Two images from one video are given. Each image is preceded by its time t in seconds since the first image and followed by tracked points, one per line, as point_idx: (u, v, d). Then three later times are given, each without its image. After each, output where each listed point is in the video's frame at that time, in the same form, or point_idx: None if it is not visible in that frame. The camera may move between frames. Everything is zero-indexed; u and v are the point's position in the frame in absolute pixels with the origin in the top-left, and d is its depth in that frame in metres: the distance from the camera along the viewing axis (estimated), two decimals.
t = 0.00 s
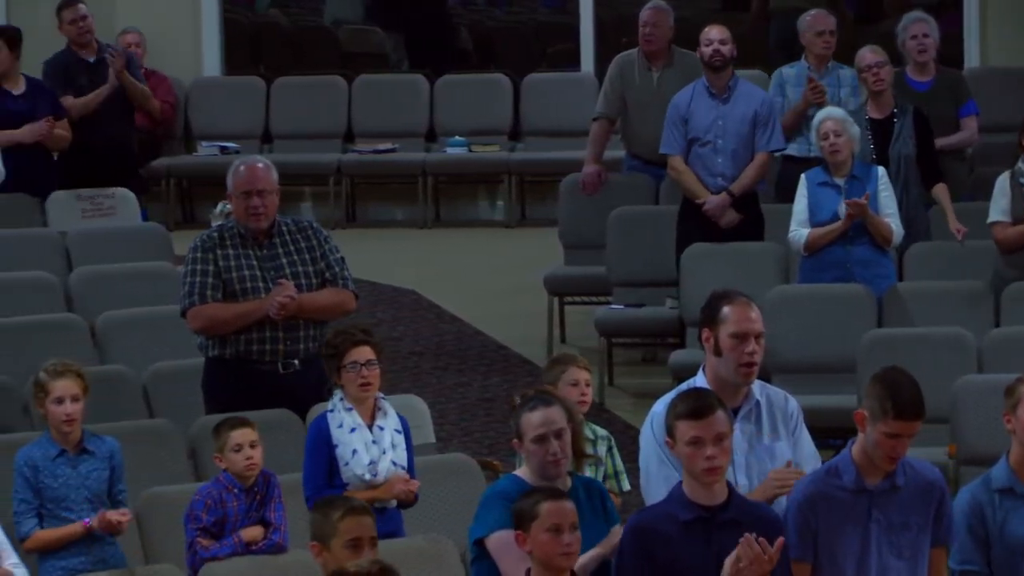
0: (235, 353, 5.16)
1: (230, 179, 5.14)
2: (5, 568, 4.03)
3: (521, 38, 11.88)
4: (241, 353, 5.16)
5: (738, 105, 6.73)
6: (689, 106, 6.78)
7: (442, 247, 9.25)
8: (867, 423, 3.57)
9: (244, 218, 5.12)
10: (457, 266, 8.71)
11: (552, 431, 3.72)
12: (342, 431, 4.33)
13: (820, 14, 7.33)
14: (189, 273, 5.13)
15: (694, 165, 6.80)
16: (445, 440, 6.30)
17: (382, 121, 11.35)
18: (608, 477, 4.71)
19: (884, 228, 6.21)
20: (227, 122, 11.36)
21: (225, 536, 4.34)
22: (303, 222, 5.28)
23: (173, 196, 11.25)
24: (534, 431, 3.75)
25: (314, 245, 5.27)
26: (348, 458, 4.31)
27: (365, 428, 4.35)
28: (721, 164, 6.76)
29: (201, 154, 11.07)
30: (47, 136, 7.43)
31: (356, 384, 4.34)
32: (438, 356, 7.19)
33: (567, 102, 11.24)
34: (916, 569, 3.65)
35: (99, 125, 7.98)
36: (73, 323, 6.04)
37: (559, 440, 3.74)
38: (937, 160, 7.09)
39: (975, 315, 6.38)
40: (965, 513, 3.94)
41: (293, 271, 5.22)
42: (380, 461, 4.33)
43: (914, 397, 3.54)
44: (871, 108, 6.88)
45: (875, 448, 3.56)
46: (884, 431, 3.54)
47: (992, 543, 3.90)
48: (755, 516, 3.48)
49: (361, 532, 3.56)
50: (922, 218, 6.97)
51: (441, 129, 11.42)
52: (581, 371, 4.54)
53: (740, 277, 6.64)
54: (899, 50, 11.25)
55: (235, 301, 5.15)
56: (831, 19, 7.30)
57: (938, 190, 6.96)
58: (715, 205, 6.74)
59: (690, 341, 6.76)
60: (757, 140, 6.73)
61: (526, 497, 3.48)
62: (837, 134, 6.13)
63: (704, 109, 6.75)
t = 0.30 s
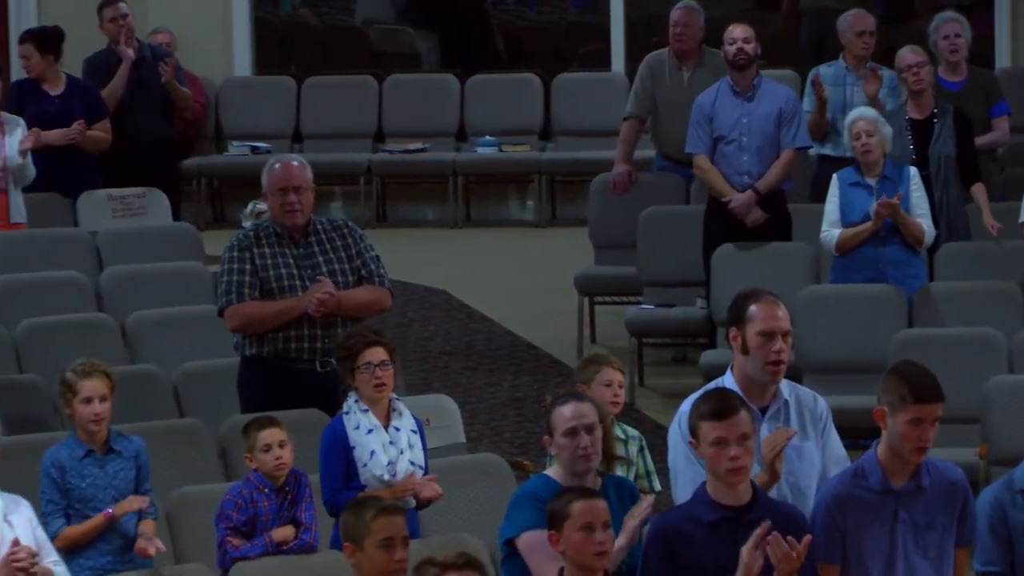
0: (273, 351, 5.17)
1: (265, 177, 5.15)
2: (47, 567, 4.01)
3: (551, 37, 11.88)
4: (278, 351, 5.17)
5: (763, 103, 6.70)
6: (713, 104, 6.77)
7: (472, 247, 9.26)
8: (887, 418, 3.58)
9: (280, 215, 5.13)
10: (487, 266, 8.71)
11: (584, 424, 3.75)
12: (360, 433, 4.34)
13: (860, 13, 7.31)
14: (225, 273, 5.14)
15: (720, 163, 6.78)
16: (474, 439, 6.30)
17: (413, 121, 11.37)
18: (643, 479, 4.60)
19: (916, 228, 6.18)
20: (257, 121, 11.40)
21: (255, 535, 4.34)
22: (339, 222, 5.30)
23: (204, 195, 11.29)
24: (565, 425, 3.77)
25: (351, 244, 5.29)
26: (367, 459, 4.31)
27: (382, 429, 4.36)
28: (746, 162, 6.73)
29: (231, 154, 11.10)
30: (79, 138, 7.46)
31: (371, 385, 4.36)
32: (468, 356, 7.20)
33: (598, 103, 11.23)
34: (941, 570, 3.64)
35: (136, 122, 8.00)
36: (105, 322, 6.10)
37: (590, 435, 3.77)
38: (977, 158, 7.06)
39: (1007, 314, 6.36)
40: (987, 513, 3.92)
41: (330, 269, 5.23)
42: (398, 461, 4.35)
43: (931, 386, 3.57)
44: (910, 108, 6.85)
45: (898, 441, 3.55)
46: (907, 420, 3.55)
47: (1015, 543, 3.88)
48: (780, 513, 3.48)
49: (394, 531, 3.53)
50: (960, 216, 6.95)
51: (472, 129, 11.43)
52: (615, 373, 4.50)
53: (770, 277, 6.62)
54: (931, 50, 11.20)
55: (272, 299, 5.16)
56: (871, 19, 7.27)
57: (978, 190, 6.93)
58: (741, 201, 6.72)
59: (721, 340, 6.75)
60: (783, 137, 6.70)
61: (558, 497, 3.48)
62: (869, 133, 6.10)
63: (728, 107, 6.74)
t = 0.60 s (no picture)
0: (313, 348, 5.16)
1: (302, 175, 5.18)
2: (86, 565, 4.05)
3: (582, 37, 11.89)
4: (318, 347, 5.16)
5: (794, 104, 6.70)
6: (744, 104, 6.75)
7: (502, 247, 9.26)
8: (911, 415, 3.62)
9: (318, 210, 5.14)
10: (518, 266, 8.72)
11: (617, 421, 3.75)
12: (377, 434, 4.41)
13: (892, 14, 7.29)
14: (264, 270, 5.15)
15: (752, 164, 6.76)
16: (503, 438, 6.31)
17: (443, 120, 11.39)
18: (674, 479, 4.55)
19: (947, 229, 6.16)
20: (288, 121, 11.43)
21: (286, 535, 4.34)
22: (376, 220, 5.31)
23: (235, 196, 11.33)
24: (599, 423, 3.76)
25: (389, 242, 5.30)
26: (387, 461, 4.39)
27: (400, 430, 4.44)
28: (776, 163, 6.71)
29: (261, 154, 11.13)
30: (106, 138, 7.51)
31: (388, 387, 4.44)
32: (498, 356, 7.20)
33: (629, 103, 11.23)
34: (970, 570, 3.63)
35: (171, 123, 8.05)
36: (135, 322, 6.14)
37: (625, 432, 3.77)
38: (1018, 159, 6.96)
39: None
40: (1011, 513, 3.96)
41: (369, 266, 5.23)
42: (417, 462, 4.43)
43: (949, 376, 3.63)
44: (951, 108, 6.82)
45: (926, 433, 3.57)
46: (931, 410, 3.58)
47: None
48: (805, 514, 3.46)
49: (427, 529, 3.54)
50: (1001, 215, 6.92)
51: (502, 129, 11.44)
52: (645, 374, 4.48)
53: (800, 277, 6.61)
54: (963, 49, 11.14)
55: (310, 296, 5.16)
56: (904, 19, 7.24)
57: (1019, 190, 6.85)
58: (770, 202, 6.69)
59: (751, 340, 6.73)
60: (813, 138, 6.69)
61: (585, 497, 3.48)
62: (901, 134, 6.08)
63: (758, 107, 6.72)
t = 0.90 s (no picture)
0: (351, 345, 5.17)
1: (340, 173, 5.21)
2: (125, 565, 3.99)
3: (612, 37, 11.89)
4: (357, 344, 5.17)
5: (824, 104, 6.68)
6: (776, 104, 6.74)
7: (532, 247, 9.27)
8: (940, 415, 3.68)
9: (356, 206, 5.15)
10: (547, 266, 8.72)
11: (650, 420, 3.75)
12: (403, 435, 4.47)
13: (921, 13, 7.24)
14: (302, 268, 5.17)
15: (783, 164, 6.75)
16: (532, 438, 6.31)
17: (473, 120, 11.40)
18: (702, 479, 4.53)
19: (979, 230, 6.13)
20: (319, 121, 11.46)
21: (316, 535, 4.33)
22: (414, 218, 5.32)
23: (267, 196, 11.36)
24: (631, 421, 3.77)
25: (427, 239, 5.30)
26: (413, 461, 4.46)
27: (425, 430, 4.51)
28: (806, 163, 6.70)
29: (292, 154, 11.16)
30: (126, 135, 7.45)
31: (412, 387, 4.48)
32: (528, 356, 7.21)
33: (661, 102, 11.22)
34: (1003, 571, 3.68)
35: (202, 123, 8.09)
36: (166, 322, 6.18)
37: (658, 432, 3.77)
38: None
39: None
40: None
41: (407, 263, 5.24)
42: (443, 462, 4.50)
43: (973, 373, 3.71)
44: (990, 109, 6.77)
45: (955, 431, 3.63)
46: (959, 407, 3.65)
47: None
48: (831, 513, 3.44)
49: (463, 527, 3.55)
50: None
51: (532, 129, 11.45)
52: (671, 375, 4.48)
53: (831, 277, 6.59)
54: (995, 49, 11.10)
55: (349, 293, 5.17)
56: (931, 18, 7.19)
57: None
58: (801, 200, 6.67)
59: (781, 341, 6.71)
60: (844, 138, 6.67)
61: (612, 498, 3.48)
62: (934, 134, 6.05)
63: (789, 107, 6.71)
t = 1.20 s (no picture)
0: (384, 344, 5.18)
1: (379, 171, 5.22)
2: (163, 565, 4.00)
3: (642, 37, 11.90)
4: (390, 342, 5.18)
5: (857, 104, 6.66)
6: (808, 104, 6.72)
7: (560, 247, 9.27)
8: (977, 414, 3.68)
9: (394, 204, 5.15)
10: (577, 266, 8.72)
11: (681, 419, 3.75)
12: (434, 434, 4.48)
13: (944, 12, 7.24)
14: (339, 266, 5.19)
15: (815, 165, 6.74)
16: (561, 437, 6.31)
17: (502, 120, 11.41)
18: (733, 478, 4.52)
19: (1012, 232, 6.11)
20: (349, 121, 11.48)
21: (345, 535, 4.33)
22: (453, 218, 5.32)
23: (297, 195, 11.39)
24: (663, 420, 3.77)
25: (465, 238, 5.30)
26: (445, 460, 4.47)
27: (457, 429, 4.52)
28: (838, 164, 6.68)
29: (322, 154, 11.18)
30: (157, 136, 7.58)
31: (445, 386, 4.49)
32: (557, 356, 7.21)
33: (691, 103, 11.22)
34: None
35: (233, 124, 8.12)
36: (195, 322, 6.20)
37: (689, 430, 3.77)
38: None
39: None
40: None
41: (443, 262, 5.24)
42: (475, 460, 4.51)
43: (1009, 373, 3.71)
44: None
45: (993, 429, 3.63)
46: (996, 406, 3.65)
47: None
48: (855, 512, 3.44)
49: (503, 525, 3.55)
50: None
51: (561, 129, 11.45)
52: (696, 375, 4.48)
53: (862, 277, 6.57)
54: None
55: (384, 291, 5.18)
56: (954, 17, 7.19)
57: None
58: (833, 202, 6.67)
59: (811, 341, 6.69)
60: (876, 139, 6.66)
61: (640, 499, 3.47)
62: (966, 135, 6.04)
63: (821, 107, 6.69)
